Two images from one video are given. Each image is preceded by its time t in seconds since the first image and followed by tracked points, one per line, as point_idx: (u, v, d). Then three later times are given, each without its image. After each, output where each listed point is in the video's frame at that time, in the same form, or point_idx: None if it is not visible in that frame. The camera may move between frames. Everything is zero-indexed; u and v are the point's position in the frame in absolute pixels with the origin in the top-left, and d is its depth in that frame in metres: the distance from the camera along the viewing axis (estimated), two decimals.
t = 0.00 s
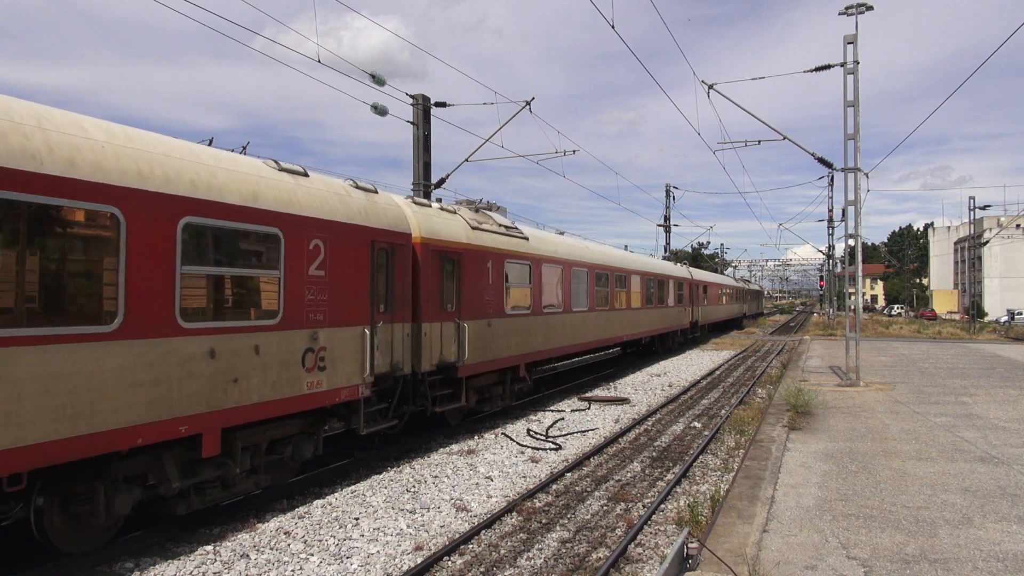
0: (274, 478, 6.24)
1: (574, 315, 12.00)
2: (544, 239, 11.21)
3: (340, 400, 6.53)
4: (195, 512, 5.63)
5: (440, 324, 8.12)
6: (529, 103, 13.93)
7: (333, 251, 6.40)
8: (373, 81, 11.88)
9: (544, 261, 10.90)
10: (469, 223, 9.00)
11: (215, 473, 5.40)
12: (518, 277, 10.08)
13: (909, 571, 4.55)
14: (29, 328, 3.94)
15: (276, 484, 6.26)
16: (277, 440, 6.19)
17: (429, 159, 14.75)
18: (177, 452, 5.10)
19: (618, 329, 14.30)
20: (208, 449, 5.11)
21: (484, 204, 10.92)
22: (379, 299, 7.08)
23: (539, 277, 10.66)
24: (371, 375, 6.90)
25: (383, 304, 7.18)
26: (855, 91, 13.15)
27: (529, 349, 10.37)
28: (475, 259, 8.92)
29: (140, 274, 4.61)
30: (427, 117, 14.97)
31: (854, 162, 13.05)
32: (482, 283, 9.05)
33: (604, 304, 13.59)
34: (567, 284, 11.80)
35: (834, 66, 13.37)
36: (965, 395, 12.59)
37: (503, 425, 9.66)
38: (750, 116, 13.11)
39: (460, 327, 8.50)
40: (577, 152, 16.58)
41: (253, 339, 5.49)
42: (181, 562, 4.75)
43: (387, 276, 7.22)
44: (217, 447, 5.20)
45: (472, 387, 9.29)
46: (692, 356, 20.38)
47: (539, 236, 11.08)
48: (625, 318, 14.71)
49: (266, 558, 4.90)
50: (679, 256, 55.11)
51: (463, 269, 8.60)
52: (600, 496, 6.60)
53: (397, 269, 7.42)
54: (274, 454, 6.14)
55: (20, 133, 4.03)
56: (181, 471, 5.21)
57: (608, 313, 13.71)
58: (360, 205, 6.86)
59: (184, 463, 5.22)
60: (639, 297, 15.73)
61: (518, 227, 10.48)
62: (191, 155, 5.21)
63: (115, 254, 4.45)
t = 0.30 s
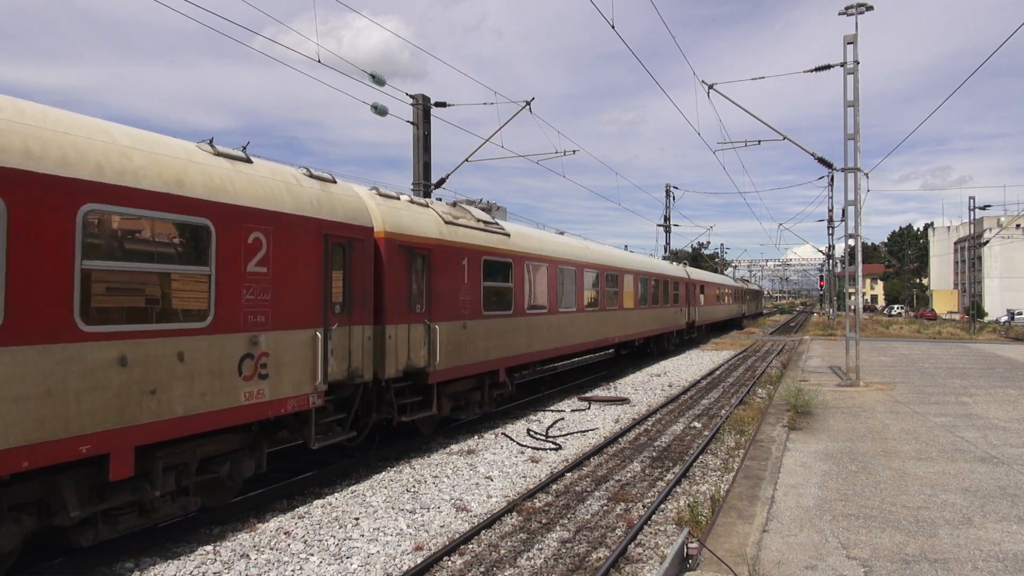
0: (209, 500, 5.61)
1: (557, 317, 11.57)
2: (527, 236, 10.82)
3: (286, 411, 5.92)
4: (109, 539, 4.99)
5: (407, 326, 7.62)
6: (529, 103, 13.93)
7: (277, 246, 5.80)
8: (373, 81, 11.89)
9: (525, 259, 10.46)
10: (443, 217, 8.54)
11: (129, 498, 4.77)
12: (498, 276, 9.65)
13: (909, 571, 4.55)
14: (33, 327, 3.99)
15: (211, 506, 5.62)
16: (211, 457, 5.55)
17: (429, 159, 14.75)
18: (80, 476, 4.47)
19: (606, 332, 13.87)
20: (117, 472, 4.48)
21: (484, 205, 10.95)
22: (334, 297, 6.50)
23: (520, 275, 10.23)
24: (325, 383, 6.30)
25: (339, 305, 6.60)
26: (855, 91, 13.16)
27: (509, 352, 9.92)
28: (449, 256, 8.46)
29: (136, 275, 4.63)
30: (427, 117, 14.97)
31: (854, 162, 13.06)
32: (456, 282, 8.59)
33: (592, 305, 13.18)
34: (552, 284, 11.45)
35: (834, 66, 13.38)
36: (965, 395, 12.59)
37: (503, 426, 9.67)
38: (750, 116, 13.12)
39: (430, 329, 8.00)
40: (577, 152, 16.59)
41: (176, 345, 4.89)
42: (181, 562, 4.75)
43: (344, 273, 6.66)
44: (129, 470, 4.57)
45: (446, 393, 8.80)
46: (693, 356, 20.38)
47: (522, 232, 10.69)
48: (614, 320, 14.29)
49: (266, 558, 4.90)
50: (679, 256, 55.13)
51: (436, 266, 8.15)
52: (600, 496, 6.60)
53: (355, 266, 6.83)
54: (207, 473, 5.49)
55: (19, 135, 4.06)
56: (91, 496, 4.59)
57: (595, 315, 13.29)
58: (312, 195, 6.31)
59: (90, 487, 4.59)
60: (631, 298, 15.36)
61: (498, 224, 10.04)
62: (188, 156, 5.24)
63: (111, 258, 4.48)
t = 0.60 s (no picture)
0: (126, 526, 4.98)
1: (541, 318, 10.96)
2: (509, 232, 10.23)
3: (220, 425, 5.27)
4: None
5: (370, 328, 6.97)
6: (529, 103, 13.95)
7: (206, 239, 5.14)
8: (373, 81, 11.89)
9: (507, 256, 9.85)
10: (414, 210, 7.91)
11: (16, 531, 4.14)
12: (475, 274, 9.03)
13: (909, 571, 4.55)
14: (30, 328, 3.98)
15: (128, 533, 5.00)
16: (127, 479, 4.88)
17: (429, 159, 14.76)
18: None
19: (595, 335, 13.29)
20: None
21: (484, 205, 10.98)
22: (277, 297, 5.83)
23: (500, 274, 9.63)
24: (266, 394, 5.65)
25: (285, 305, 5.94)
26: (855, 91, 13.18)
27: (487, 356, 9.30)
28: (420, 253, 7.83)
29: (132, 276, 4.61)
30: (427, 117, 14.98)
31: (854, 162, 13.07)
32: (427, 281, 7.95)
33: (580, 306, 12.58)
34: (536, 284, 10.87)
35: (834, 66, 13.41)
36: (965, 395, 12.59)
37: (503, 426, 9.67)
38: (750, 116, 13.14)
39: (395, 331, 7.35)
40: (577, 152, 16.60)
41: (74, 352, 4.21)
42: (181, 562, 4.75)
43: (291, 270, 5.99)
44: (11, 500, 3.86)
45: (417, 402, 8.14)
46: (693, 356, 20.41)
47: (503, 228, 10.09)
48: (603, 321, 13.68)
49: (266, 558, 4.91)
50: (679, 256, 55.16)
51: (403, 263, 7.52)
52: (600, 496, 6.60)
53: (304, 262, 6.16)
54: (123, 497, 4.85)
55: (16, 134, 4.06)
56: None
57: (583, 316, 12.71)
58: (253, 182, 5.67)
59: None
60: (621, 298, 14.79)
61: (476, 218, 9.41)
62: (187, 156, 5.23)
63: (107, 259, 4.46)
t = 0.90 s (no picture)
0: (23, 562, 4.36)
1: (520, 320, 10.40)
2: (487, 227, 9.70)
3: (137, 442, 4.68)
4: None
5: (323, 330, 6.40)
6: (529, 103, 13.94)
7: (112, 232, 4.52)
8: (373, 81, 11.89)
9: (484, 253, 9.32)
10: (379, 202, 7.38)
11: None
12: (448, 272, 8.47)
13: (909, 571, 4.55)
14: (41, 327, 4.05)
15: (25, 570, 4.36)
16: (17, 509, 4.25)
17: (429, 159, 14.76)
18: None
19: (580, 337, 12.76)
20: None
21: (483, 205, 11.24)
22: (208, 295, 5.23)
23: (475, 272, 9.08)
24: (195, 407, 5.05)
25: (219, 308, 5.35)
26: (855, 91, 13.18)
27: (460, 361, 8.74)
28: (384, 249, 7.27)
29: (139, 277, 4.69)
30: (427, 117, 14.97)
31: (854, 162, 13.08)
32: (392, 279, 7.39)
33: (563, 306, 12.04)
34: (517, 284, 10.32)
35: (834, 66, 13.42)
36: (965, 395, 12.59)
37: (503, 426, 9.68)
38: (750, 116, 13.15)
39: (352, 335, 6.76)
40: (577, 152, 16.59)
41: (32, 355, 4.00)
42: (181, 562, 4.75)
43: (227, 266, 5.41)
44: None
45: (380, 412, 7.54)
46: (692, 356, 20.43)
47: (480, 223, 9.55)
48: (587, 323, 13.13)
49: (266, 558, 4.90)
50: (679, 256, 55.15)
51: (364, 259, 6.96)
52: (600, 496, 6.60)
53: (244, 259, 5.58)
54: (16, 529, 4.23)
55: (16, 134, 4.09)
56: None
57: (567, 317, 12.16)
58: (174, 169, 5.07)
59: None
60: (608, 299, 14.25)
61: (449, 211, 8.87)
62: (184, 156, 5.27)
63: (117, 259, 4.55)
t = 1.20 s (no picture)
0: None
1: (500, 320, 9.77)
2: (464, 221, 9.05)
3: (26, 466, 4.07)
4: None
5: (266, 334, 5.76)
6: (529, 103, 13.94)
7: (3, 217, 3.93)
8: (373, 81, 11.89)
9: (459, 249, 8.68)
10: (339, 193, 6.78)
11: None
12: (418, 270, 7.82)
13: (909, 571, 4.55)
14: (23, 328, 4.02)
15: None
16: None
17: (429, 159, 14.76)
18: None
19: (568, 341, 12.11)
20: None
21: (484, 206, 11.31)
22: (122, 294, 4.61)
23: (450, 269, 8.43)
24: (101, 424, 4.42)
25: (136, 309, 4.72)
26: (855, 91, 13.19)
27: (432, 366, 8.09)
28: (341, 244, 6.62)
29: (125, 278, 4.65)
30: (427, 117, 14.97)
31: (854, 162, 13.09)
32: (351, 277, 6.74)
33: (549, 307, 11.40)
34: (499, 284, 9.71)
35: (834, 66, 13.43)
36: (965, 395, 12.59)
37: (503, 426, 9.68)
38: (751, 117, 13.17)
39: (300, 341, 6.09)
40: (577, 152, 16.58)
41: None
42: (181, 562, 4.75)
43: (144, 261, 4.78)
44: None
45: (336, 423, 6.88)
46: (692, 356, 20.44)
47: (456, 217, 8.91)
48: (576, 324, 12.48)
49: (266, 558, 4.90)
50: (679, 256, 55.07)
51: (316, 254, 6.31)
52: (600, 496, 6.60)
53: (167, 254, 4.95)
54: None
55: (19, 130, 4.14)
56: None
57: (554, 319, 11.53)
58: (79, 148, 4.46)
59: None
60: (598, 299, 13.61)
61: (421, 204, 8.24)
62: (180, 154, 5.27)
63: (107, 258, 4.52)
